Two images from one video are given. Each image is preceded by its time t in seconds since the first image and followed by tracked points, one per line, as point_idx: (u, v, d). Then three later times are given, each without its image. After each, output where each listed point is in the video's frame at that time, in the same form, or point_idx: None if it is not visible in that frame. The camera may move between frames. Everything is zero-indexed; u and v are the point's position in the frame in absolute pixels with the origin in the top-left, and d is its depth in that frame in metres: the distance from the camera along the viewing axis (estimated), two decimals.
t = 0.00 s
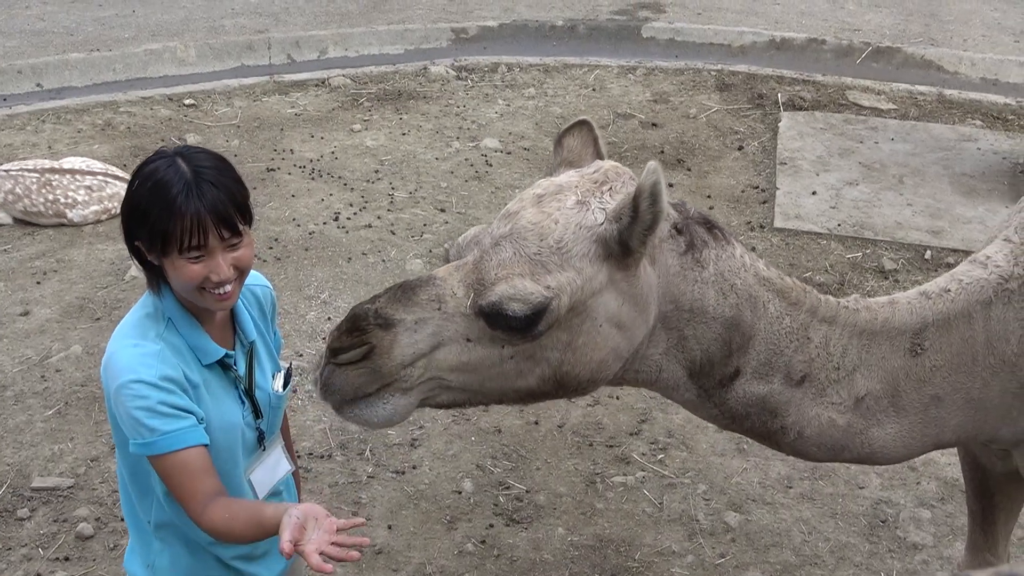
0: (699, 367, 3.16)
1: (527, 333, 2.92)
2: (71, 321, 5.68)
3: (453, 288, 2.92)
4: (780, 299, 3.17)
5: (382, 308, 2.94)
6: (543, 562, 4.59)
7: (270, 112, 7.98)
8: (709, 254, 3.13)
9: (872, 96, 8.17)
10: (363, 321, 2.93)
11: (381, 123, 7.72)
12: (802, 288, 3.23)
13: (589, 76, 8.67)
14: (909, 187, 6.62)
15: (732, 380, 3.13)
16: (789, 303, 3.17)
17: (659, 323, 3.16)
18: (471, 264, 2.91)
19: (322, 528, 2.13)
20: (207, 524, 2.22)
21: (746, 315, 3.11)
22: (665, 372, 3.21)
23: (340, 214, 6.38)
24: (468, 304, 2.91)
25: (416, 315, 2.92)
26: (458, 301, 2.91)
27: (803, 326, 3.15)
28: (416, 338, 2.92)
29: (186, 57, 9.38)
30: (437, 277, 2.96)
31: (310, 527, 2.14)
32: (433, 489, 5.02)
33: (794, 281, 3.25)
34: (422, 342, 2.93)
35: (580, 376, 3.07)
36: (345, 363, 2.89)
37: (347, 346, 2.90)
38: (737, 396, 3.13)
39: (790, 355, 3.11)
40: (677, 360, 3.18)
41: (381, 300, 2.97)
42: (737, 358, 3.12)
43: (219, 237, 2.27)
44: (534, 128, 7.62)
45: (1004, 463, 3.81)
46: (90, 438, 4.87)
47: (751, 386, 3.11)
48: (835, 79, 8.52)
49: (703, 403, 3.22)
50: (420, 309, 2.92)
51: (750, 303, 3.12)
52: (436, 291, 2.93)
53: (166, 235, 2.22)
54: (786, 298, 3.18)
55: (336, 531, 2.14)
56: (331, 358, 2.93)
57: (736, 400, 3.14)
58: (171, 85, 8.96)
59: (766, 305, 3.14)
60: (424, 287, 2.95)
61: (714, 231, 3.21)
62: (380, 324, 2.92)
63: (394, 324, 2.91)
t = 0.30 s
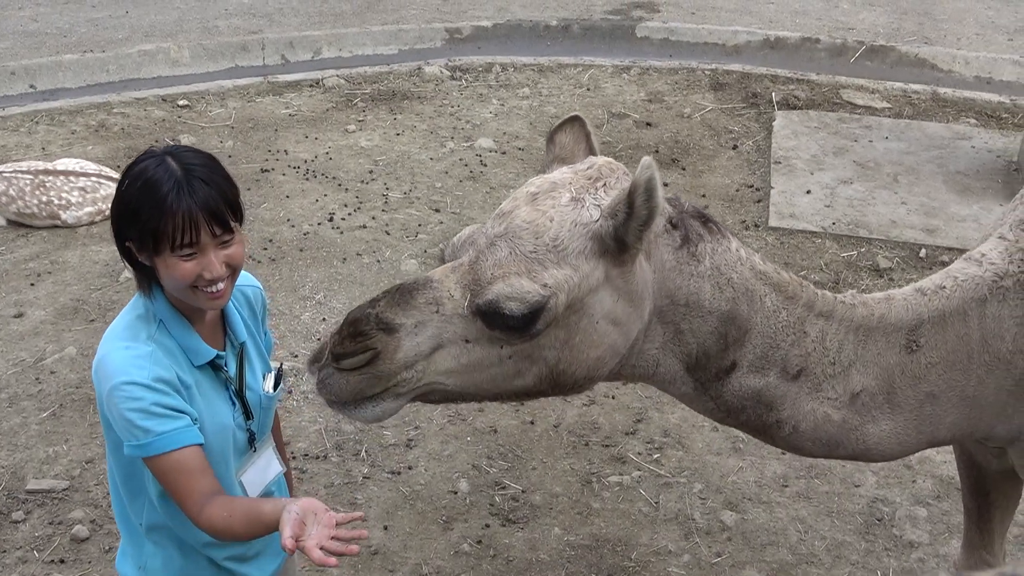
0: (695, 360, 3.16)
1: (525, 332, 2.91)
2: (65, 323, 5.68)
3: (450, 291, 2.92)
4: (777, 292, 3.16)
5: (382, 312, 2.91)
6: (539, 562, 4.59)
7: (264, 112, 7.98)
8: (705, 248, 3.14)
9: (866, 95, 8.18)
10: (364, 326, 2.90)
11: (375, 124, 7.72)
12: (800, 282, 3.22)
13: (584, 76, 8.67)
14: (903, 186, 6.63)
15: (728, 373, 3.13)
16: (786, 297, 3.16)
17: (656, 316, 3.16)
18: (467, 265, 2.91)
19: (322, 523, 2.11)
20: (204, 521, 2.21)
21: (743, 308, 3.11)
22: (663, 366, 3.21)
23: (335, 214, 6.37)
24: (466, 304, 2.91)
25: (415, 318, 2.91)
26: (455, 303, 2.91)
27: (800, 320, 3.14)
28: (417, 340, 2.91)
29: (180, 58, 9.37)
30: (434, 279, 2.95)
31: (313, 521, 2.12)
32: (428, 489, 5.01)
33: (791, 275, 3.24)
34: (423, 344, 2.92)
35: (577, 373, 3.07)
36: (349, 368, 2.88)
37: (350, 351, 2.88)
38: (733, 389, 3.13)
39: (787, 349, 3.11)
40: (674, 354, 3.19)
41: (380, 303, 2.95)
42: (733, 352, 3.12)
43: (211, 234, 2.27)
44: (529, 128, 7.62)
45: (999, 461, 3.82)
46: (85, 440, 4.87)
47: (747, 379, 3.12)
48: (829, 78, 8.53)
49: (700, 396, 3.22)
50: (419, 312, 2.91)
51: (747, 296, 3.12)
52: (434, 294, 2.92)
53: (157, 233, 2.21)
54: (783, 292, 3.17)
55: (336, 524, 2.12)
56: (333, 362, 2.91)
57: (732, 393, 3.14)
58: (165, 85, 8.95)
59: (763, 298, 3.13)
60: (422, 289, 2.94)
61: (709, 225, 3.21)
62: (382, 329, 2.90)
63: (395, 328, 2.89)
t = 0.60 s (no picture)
0: (692, 357, 3.16)
1: (514, 332, 2.92)
2: (60, 321, 5.66)
3: (440, 288, 2.91)
4: (773, 289, 3.16)
5: (370, 308, 2.91)
6: (535, 560, 4.58)
7: (260, 110, 7.97)
8: (700, 246, 3.13)
9: (862, 93, 8.19)
10: (350, 320, 2.90)
11: (371, 121, 7.71)
12: (796, 279, 3.22)
13: (580, 73, 8.67)
14: (899, 184, 6.64)
15: (725, 371, 3.14)
16: (783, 293, 3.16)
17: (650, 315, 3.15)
18: (459, 263, 2.90)
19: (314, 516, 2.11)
20: (195, 516, 2.22)
21: (739, 306, 3.10)
22: (658, 365, 3.21)
23: (331, 212, 6.37)
24: (456, 302, 2.90)
25: (403, 314, 2.91)
26: (446, 301, 2.91)
27: (796, 317, 3.14)
28: (402, 336, 2.90)
29: (175, 56, 9.35)
30: (425, 276, 2.96)
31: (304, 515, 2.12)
32: (424, 487, 5.00)
33: (787, 272, 3.23)
34: (409, 339, 2.91)
35: (569, 375, 3.08)
36: (329, 357, 2.85)
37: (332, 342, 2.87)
38: (730, 386, 3.14)
39: (783, 345, 3.11)
40: (670, 353, 3.19)
41: (369, 298, 2.95)
42: (729, 349, 3.12)
43: (203, 238, 2.27)
44: (525, 126, 7.62)
45: (995, 459, 3.83)
46: (80, 438, 4.86)
47: (744, 376, 3.12)
48: (825, 76, 8.53)
49: (697, 394, 3.23)
50: (408, 309, 2.91)
51: (743, 294, 3.12)
52: (424, 291, 2.92)
53: (149, 234, 2.21)
54: (780, 288, 3.17)
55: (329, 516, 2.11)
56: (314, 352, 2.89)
57: (729, 389, 3.15)
58: (160, 83, 8.94)
59: (759, 295, 3.13)
60: (412, 286, 2.94)
61: (704, 224, 3.21)
62: (368, 325, 2.89)
63: (382, 324, 2.89)
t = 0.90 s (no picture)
0: (686, 351, 3.16)
1: (510, 333, 2.90)
2: (56, 316, 5.66)
3: (433, 292, 2.91)
4: (768, 282, 3.16)
5: (363, 316, 2.92)
6: (532, 554, 4.59)
7: (255, 105, 7.96)
8: (691, 241, 3.12)
9: (859, 87, 8.19)
10: (344, 331, 2.92)
11: (367, 116, 7.71)
12: (790, 271, 3.22)
13: (576, 68, 8.66)
14: (896, 178, 6.64)
15: (720, 364, 3.14)
16: (777, 286, 3.16)
17: (642, 312, 3.15)
18: (450, 267, 2.90)
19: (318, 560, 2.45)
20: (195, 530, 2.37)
21: (733, 299, 3.10)
22: (652, 360, 3.21)
23: (327, 207, 6.36)
24: (449, 307, 2.89)
25: (397, 322, 2.91)
26: (439, 305, 2.90)
27: (791, 309, 3.14)
28: (396, 346, 2.92)
29: (171, 51, 9.34)
30: (417, 281, 2.96)
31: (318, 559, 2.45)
32: (421, 482, 5.01)
33: (781, 264, 3.23)
34: (404, 350, 2.93)
35: (563, 374, 3.06)
36: (326, 375, 2.91)
37: (328, 358, 2.91)
38: (726, 379, 3.14)
39: (779, 337, 3.11)
40: (664, 347, 3.19)
41: (361, 306, 2.95)
42: (724, 343, 3.12)
43: (207, 245, 2.27)
44: (521, 120, 7.62)
45: (991, 452, 3.83)
46: (76, 433, 4.86)
47: (740, 369, 3.12)
48: (822, 70, 8.53)
49: (692, 388, 3.23)
50: (401, 316, 2.91)
51: (737, 287, 3.11)
52: (416, 297, 2.92)
53: (150, 242, 2.20)
54: (774, 281, 3.17)
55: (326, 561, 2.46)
56: (314, 369, 2.94)
57: (724, 382, 3.15)
58: (155, 78, 8.92)
59: (754, 288, 3.13)
60: (404, 292, 2.94)
61: (695, 218, 3.20)
62: (362, 334, 2.90)
63: (375, 333, 2.90)
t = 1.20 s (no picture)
0: (681, 357, 3.17)
1: (497, 347, 2.93)
2: (54, 313, 5.66)
3: (421, 305, 2.92)
4: (762, 284, 3.16)
5: (351, 329, 2.93)
6: (530, 550, 4.59)
7: (253, 101, 7.95)
8: (681, 250, 3.13)
9: (856, 83, 8.19)
10: (331, 341, 2.92)
11: (365, 112, 7.71)
12: (785, 272, 3.22)
13: (574, 64, 8.66)
14: (893, 174, 6.64)
15: (717, 369, 3.14)
16: (772, 288, 3.16)
17: (633, 320, 3.17)
18: (438, 279, 2.90)
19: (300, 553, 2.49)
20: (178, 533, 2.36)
21: (727, 304, 3.10)
22: (645, 368, 3.22)
23: (325, 203, 6.37)
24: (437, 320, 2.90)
25: (385, 333, 2.92)
26: (427, 318, 2.91)
27: (787, 309, 3.14)
28: (384, 357, 2.93)
29: (168, 47, 9.33)
30: (405, 294, 2.96)
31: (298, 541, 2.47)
32: (418, 478, 5.01)
33: (775, 266, 3.24)
34: (392, 361, 2.94)
35: (553, 385, 3.09)
36: (313, 381, 2.89)
37: (315, 366, 2.91)
38: (723, 382, 3.14)
39: (776, 338, 3.11)
40: (658, 356, 3.20)
41: (350, 319, 2.96)
42: (720, 348, 3.12)
43: (198, 233, 2.28)
44: (519, 116, 7.61)
45: (987, 447, 3.84)
46: (74, 429, 4.86)
47: (737, 372, 3.12)
48: (819, 66, 8.53)
49: (690, 392, 3.23)
50: (389, 328, 2.92)
51: (732, 292, 3.11)
52: (404, 309, 2.92)
53: (142, 233, 2.20)
54: (769, 283, 3.17)
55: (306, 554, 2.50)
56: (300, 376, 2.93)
57: (722, 385, 3.14)
58: (153, 74, 8.92)
59: (749, 291, 3.13)
60: (393, 304, 2.94)
61: (686, 225, 3.21)
62: (350, 345, 2.91)
63: (363, 345, 2.91)
